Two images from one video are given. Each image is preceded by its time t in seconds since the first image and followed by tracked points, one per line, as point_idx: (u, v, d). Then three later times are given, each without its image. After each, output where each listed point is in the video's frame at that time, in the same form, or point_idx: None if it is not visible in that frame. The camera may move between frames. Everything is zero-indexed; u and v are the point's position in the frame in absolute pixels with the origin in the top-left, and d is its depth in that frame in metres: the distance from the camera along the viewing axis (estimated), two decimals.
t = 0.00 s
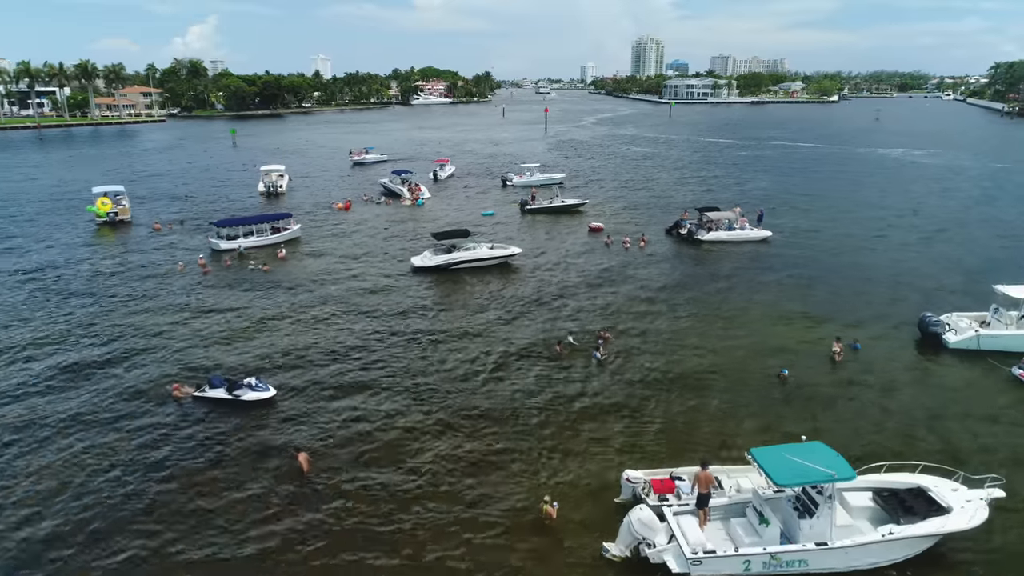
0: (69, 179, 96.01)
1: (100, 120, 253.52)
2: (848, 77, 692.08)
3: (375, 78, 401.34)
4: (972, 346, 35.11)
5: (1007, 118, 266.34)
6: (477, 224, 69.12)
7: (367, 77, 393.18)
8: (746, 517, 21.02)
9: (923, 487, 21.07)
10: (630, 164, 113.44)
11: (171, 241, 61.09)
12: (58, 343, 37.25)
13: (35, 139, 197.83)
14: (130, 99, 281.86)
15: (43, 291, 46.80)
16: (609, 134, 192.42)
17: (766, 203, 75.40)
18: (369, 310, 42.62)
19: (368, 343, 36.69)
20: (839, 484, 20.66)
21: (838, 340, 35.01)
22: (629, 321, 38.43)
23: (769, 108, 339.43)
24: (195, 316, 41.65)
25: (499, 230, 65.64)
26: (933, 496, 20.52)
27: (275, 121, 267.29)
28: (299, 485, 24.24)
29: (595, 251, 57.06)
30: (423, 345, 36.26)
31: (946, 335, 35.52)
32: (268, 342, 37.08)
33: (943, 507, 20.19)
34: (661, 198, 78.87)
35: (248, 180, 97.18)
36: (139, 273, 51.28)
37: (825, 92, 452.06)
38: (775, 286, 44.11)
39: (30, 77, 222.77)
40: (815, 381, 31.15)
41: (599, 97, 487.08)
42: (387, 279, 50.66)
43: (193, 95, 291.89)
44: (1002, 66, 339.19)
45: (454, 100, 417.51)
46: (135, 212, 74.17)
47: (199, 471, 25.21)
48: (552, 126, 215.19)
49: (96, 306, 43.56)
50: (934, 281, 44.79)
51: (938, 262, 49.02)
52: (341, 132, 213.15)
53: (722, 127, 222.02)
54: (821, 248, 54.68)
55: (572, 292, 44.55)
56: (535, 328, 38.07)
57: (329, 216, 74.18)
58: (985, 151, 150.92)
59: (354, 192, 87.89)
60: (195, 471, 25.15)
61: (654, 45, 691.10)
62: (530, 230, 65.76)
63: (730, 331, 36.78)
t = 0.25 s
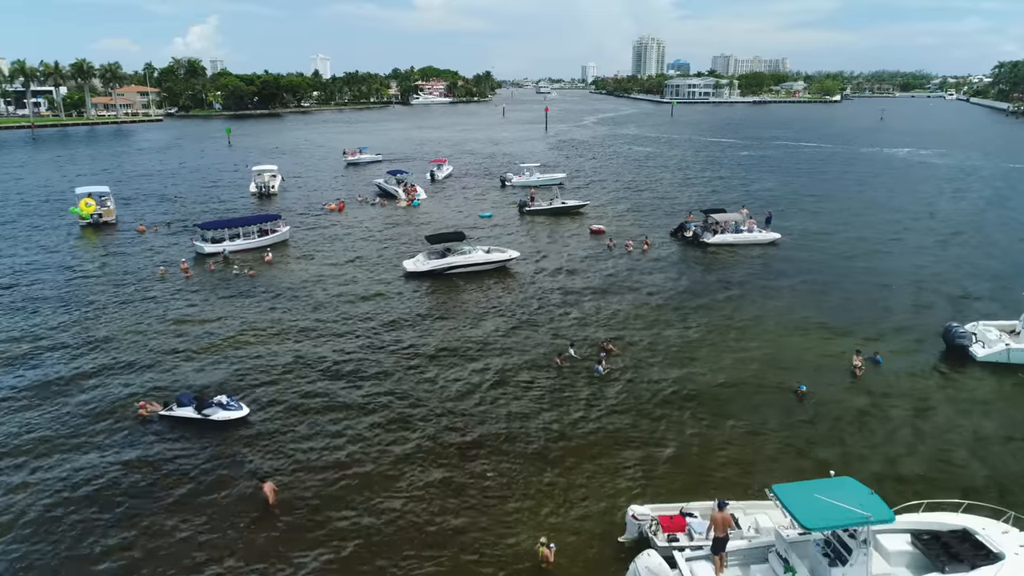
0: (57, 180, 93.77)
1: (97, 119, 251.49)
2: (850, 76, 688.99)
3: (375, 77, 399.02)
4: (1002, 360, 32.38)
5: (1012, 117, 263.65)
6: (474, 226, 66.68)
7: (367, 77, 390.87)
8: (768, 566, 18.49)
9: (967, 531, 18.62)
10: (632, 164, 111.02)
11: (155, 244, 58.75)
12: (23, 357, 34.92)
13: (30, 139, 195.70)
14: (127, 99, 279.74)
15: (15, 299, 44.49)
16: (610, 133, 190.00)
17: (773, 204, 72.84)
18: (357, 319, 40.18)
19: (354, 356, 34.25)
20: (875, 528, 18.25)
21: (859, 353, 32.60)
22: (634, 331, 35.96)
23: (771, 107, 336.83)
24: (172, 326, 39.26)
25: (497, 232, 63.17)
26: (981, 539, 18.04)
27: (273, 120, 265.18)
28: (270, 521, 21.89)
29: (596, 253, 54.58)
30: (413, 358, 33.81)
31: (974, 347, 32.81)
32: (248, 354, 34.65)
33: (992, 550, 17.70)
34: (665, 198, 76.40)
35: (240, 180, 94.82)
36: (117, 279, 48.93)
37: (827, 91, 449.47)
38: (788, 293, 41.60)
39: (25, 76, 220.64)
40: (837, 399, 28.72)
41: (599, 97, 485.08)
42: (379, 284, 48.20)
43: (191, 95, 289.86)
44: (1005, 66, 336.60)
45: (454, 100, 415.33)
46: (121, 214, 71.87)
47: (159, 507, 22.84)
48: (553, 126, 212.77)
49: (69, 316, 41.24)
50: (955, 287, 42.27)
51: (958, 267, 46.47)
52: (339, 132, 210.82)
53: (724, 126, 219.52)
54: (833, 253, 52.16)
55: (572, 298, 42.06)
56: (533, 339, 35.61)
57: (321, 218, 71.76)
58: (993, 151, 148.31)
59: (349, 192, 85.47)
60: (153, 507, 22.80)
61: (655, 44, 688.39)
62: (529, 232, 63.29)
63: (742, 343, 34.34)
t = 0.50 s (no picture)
0: (49, 180, 91.41)
1: (98, 118, 249.61)
2: (858, 76, 683.79)
3: (378, 77, 396.83)
4: None
5: None
6: (474, 229, 63.95)
7: (370, 76, 388.63)
8: None
9: None
10: (638, 164, 108.14)
11: (140, 248, 56.24)
12: None
13: (29, 138, 193.74)
14: (129, 98, 278.00)
15: None
16: (616, 132, 187.07)
17: (786, 206, 69.92)
18: (347, 329, 37.52)
19: (341, 372, 31.63)
20: None
21: (891, 370, 29.88)
22: (644, 344, 33.23)
23: (779, 107, 333.39)
24: (150, 338, 36.73)
25: (498, 235, 60.43)
26: None
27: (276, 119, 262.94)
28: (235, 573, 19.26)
29: (602, 258, 51.84)
30: (404, 374, 31.16)
31: (1016, 366, 29.98)
32: (227, 371, 32.07)
33: None
34: (673, 199, 73.56)
35: (236, 181, 92.31)
36: (97, 285, 46.41)
37: (835, 91, 445.28)
38: (808, 303, 38.81)
39: (25, 75, 218.93)
40: (870, 425, 26.00)
41: (605, 96, 481.69)
42: (372, 291, 45.56)
43: (194, 94, 287.88)
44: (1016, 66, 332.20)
45: (458, 99, 412.76)
46: (110, 215, 69.40)
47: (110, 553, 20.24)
48: (557, 125, 209.99)
49: (41, 326, 38.76)
50: (987, 297, 39.41)
51: (988, 275, 43.60)
52: (341, 131, 208.45)
53: (731, 126, 216.41)
54: (853, 259, 49.28)
55: (577, 307, 39.35)
56: (534, 353, 32.92)
57: (317, 220, 69.15)
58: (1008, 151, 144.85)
59: (346, 193, 82.90)
60: (103, 554, 20.21)
61: (661, 43, 684.84)
62: (532, 235, 60.56)
63: (762, 358, 31.60)
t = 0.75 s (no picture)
0: (46, 181, 89.64)
1: (104, 118, 248.73)
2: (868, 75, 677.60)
3: (385, 76, 395.08)
4: None
5: None
6: (478, 231, 61.60)
7: (377, 76, 386.93)
8: None
9: None
10: (648, 165, 105.63)
11: (132, 251, 54.20)
12: None
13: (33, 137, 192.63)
14: (135, 98, 277.18)
15: None
16: (624, 132, 184.43)
17: (802, 208, 67.26)
18: (339, 340, 35.25)
19: (332, 389, 29.35)
20: None
21: (927, 389, 27.44)
22: (658, 359, 30.87)
23: (790, 106, 329.45)
24: (128, 351, 34.54)
25: (502, 237, 58.07)
26: None
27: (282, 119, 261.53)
28: None
29: (611, 263, 49.43)
30: (399, 391, 28.90)
31: None
32: (207, 389, 29.79)
33: None
34: (684, 201, 71.01)
35: (235, 181, 90.31)
36: (83, 291, 44.38)
37: (845, 91, 440.93)
38: (832, 313, 36.31)
39: (30, 74, 218.16)
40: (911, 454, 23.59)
41: (613, 96, 478.61)
42: (369, 297, 43.29)
43: (200, 93, 286.80)
44: None
45: (466, 99, 410.74)
46: (104, 217, 67.45)
47: None
48: (565, 125, 207.41)
49: (20, 336, 36.73)
50: None
51: None
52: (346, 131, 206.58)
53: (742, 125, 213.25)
54: (876, 265, 46.67)
55: (585, 316, 36.93)
56: (540, 368, 30.56)
57: (316, 221, 66.98)
58: None
59: (347, 194, 80.70)
60: None
61: (669, 43, 680.61)
62: (537, 237, 58.19)
63: (788, 376, 29.07)
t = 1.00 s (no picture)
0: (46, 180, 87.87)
1: (114, 117, 248.13)
2: (884, 75, 669.85)
3: (396, 75, 393.32)
4: None
5: None
6: (485, 234, 58.90)
7: (388, 75, 385.29)
8: None
9: None
10: (662, 165, 102.65)
11: (124, 253, 52.02)
12: None
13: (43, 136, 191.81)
14: (144, 96, 276.53)
15: None
16: (637, 132, 181.25)
17: (825, 210, 64.18)
18: (334, 354, 32.75)
19: (322, 410, 26.85)
20: None
21: (979, 414, 24.63)
22: (680, 379, 28.19)
23: (805, 105, 325.03)
24: (107, 363, 32.22)
25: (510, 241, 55.33)
26: None
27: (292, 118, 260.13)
28: None
29: (625, 269, 46.65)
30: (396, 414, 26.38)
31: None
32: (187, 407, 27.42)
33: None
34: (700, 203, 68.01)
35: (238, 182, 88.06)
36: (69, 297, 42.20)
37: (862, 90, 434.85)
38: (867, 327, 33.48)
39: (40, 73, 217.46)
40: (970, 497, 20.89)
41: (625, 96, 474.83)
42: (369, 306, 40.82)
43: (210, 92, 285.88)
44: None
45: (477, 99, 408.32)
46: (100, 218, 65.38)
47: None
48: (576, 124, 204.38)
49: None
50: None
51: None
52: (355, 130, 204.43)
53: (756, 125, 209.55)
54: (909, 274, 43.73)
55: (598, 330, 34.23)
56: (550, 389, 27.91)
57: (317, 223, 64.53)
58: None
59: (351, 195, 78.21)
60: None
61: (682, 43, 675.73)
62: (547, 240, 55.40)
63: (823, 400, 26.30)
